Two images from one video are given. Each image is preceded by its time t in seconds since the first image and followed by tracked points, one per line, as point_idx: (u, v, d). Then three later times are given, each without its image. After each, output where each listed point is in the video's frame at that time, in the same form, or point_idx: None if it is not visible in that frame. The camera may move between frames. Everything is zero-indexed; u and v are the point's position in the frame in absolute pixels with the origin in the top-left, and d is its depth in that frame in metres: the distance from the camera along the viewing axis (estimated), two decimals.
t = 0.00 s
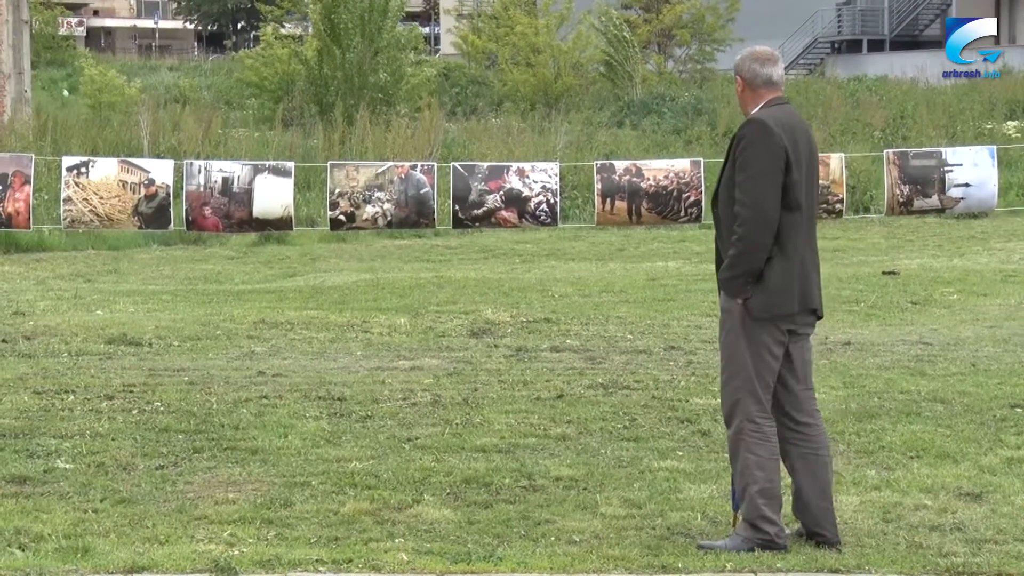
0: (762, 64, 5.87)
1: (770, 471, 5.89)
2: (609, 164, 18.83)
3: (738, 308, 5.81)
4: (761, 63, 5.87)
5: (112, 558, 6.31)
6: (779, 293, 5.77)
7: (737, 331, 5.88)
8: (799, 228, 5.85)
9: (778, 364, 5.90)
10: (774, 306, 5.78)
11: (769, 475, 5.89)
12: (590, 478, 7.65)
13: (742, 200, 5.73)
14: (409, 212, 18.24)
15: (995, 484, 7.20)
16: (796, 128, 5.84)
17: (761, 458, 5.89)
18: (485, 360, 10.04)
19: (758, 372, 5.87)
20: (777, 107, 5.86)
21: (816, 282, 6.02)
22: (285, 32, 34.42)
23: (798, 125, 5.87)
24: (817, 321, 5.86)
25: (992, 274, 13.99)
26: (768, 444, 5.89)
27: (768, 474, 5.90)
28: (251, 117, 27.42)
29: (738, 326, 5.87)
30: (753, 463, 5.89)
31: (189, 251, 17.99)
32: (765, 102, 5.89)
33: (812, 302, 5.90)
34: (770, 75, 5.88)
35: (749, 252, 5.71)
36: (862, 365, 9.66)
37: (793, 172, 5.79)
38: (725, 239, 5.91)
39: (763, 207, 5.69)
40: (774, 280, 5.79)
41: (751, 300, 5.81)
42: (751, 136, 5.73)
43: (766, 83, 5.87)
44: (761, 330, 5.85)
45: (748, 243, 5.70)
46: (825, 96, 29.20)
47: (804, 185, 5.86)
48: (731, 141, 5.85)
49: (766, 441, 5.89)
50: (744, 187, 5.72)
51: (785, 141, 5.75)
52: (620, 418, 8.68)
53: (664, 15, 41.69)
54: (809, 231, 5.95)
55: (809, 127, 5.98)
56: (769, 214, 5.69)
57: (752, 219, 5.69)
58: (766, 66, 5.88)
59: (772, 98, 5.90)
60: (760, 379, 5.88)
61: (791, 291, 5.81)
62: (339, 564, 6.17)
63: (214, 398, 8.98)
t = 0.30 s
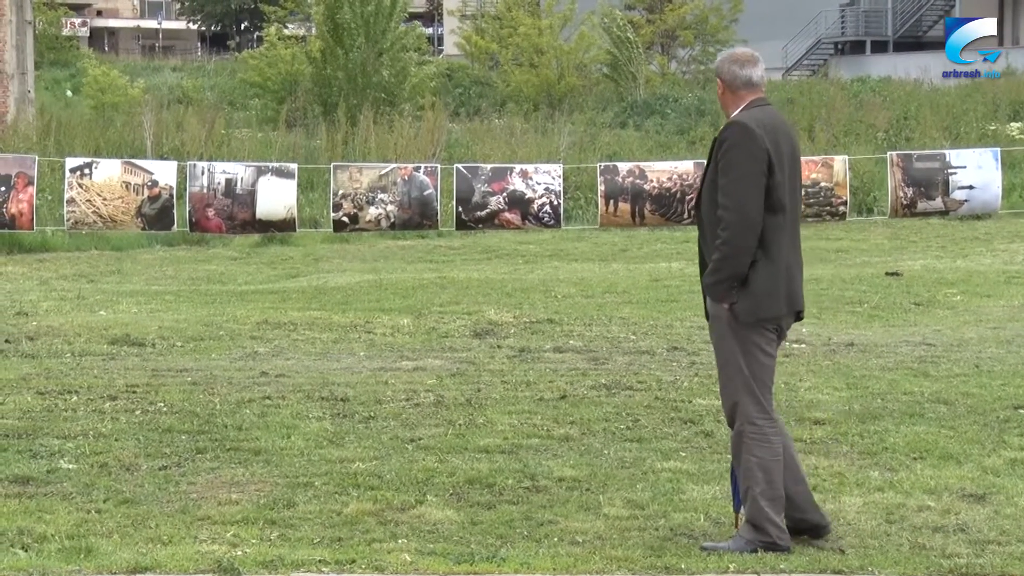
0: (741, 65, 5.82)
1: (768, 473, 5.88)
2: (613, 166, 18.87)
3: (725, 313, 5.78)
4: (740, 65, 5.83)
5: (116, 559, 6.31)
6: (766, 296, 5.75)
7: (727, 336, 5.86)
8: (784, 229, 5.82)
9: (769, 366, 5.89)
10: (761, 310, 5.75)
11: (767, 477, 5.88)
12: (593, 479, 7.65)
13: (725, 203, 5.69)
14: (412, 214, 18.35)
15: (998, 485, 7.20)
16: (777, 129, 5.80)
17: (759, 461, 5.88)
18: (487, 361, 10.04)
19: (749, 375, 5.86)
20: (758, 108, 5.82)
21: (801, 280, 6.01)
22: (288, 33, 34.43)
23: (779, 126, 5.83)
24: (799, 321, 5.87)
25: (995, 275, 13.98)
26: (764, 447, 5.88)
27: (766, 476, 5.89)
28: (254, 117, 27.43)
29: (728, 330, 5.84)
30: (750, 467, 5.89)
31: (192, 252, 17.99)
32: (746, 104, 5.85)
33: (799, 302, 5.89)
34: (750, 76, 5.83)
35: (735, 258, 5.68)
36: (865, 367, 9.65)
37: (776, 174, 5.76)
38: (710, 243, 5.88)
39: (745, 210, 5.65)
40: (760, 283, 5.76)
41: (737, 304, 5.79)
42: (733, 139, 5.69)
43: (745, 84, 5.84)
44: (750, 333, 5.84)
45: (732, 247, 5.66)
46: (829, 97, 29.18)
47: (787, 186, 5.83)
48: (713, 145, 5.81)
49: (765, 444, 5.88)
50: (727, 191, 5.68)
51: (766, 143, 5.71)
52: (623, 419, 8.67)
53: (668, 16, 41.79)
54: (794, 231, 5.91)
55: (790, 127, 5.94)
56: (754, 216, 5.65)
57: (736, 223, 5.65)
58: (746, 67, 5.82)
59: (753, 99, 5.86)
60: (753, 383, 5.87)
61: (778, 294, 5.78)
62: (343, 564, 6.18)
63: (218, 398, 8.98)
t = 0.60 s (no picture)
0: (723, 68, 5.84)
1: (771, 476, 5.89)
2: (618, 166, 18.82)
3: (722, 319, 5.76)
4: (722, 68, 5.85)
5: (121, 560, 6.31)
6: (760, 300, 5.75)
7: (721, 342, 5.84)
8: (774, 231, 5.82)
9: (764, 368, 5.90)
10: (758, 314, 5.75)
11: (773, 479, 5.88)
12: (598, 481, 7.66)
13: (716, 210, 5.67)
14: (418, 215, 18.21)
15: (1004, 487, 7.20)
16: (761, 132, 5.79)
17: (762, 464, 5.88)
18: (493, 363, 10.03)
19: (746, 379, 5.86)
20: (740, 111, 5.82)
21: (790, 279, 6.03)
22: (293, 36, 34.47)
23: (764, 128, 5.83)
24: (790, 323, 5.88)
25: (1000, 277, 13.98)
26: (769, 449, 5.88)
27: (771, 478, 5.90)
28: (259, 119, 27.45)
29: (723, 336, 5.83)
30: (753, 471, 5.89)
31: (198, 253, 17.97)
32: (727, 107, 5.86)
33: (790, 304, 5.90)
34: (731, 79, 5.84)
35: (729, 263, 5.66)
36: (870, 369, 9.65)
37: (763, 177, 5.75)
38: (700, 248, 5.86)
39: (738, 215, 5.63)
40: (754, 288, 5.76)
41: (733, 310, 5.77)
42: (720, 144, 5.67)
43: (727, 87, 5.84)
44: (744, 337, 5.83)
45: (725, 253, 5.64)
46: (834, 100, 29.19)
47: (774, 188, 5.83)
48: (699, 150, 5.78)
49: (768, 446, 5.89)
50: (718, 197, 5.66)
51: (753, 146, 5.70)
52: (628, 421, 8.67)
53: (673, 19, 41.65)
54: (781, 232, 5.92)
55: (772, 128, 5.95)
56: (745, 220, 5.63)
57: (729, 229, 5.63)
58: (727, 70, 5.85)
59: (735, 102, 5.87)
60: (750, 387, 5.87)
61: (772, 297, 5.79)
62: (348, 566, 6.18)
63: (223, 400, 8.98)
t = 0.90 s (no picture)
0: (694, 78, 5.82)
1: (773, 480, 5.87)
2: (627, 169, 18.85)
3: (709, 329, 5.74)
4: (693, 78, 5.84)
5: (130, 564, 6.32)
6: (746, 307, 5.75)
7: (709, 351, 5.83)
8: (753, 239, 5.81)
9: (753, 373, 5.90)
10: (744, 322, 5.75)
11: (777, 482, 5.87)
12: (607, 485, 7.67)
13: (695, 220, 5.65)
14: (426, 218, 18.25)
15: (1014, 492, 7.19)
16: (734, 140, 5.78)
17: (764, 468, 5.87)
18: (501, 367, 10.02)
19: (736, 387, 5.86)
20: (712, 121, 5.81)
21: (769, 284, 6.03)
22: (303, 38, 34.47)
23: (736, 136, 5.82)
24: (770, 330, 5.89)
25: (1010, 281, 13.95)
26: (770, 453, 5.87)
27: (774, 481, 5.89)
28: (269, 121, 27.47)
29: (710, 346, 5.82)
30: (753, 477, 5.88)
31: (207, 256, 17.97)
32: (699, 117, 5.86)
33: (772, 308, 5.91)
34: (702, 89, 5.84)
35: (714, 273, 5.64)
36: (879, 373, 9.63)
37: (740, 185, 5.74)
38: (680, 260, 5.84)
39: (719, 225, 5.62)
40: (738, 296, 5.75)
41: (719, 318, 5.76)
42: (697, 155, 5.65)
43: (698, 98, 5.83)
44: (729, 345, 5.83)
45: (708, 263, 5.63)
46: (843, 103, 29.19)
47: (751, 195, 5.82)
48: (673, 162, 5.76)
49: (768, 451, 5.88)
50: (697, 207, 5.64)
51: (729, 155, 5.69)
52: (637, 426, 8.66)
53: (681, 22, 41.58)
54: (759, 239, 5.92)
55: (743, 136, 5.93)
56: (725, 229, 5.63)
57: (711, 239, 5.61)
58: (698, 80, 5.84)
59: (705, 112, 5.87)
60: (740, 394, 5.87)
61: (756, 305, 5.79)
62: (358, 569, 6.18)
63: (232, 404, 8.98)
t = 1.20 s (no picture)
0: (655, 81, 5.89)
1: (756, 476, 5.87)
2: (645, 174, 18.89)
3: (675, 327, 5.77)
4: (653, 81, 5.91)
5: (149, 568, 6.34)
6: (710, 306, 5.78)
7: (677, 351, 5.85)
8: (716, 237, 5.85)
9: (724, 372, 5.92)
10: (709, 319, 5.78)
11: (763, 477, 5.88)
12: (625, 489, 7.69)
13: (656, 221, 5.69)
14: (443, 222, 18.26)
15: None
16: (694, 140, 5.83)
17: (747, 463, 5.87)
18: (519, 370, 10.03)
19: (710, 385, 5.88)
20: (672, 122, 5.86)
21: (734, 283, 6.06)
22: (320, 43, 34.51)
23: (697, 137, 5.88)
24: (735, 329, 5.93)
25: None
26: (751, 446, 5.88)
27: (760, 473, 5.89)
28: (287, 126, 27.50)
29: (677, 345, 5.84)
30: (737, 472, 5.88)
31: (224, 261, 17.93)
32: (660, 119, 5.91)
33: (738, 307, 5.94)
34: (663, 92, 5.91)
35: (677, 272, 5.67)
36: (898, 377, 9.63)
37: (701, 185, 5.78)
38: (644, 261, 5.88)
39: (680, 223, 5.66)
40: (703, 294, 5.79)
41: (684, 318, 5.79)
42: (656, 156, 5.70)
43: (659, 100, 5.90)
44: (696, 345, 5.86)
45: (670, 262, 5.66)
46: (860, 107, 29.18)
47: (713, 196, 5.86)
48: (635, 164, 5.81)
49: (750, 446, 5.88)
50: (657, 208, 5.68)
51: (689, 155, 5.74)
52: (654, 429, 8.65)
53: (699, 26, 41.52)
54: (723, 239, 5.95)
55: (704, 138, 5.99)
56: (686, 228, 5.66)
57: (672, 238, 5.65)
58: (659, 83, 5.91)
59: (665, 114, 5.92)
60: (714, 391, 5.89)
61: (721, 303, 5.82)
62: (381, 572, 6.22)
63: (250, 408, 8.98)
